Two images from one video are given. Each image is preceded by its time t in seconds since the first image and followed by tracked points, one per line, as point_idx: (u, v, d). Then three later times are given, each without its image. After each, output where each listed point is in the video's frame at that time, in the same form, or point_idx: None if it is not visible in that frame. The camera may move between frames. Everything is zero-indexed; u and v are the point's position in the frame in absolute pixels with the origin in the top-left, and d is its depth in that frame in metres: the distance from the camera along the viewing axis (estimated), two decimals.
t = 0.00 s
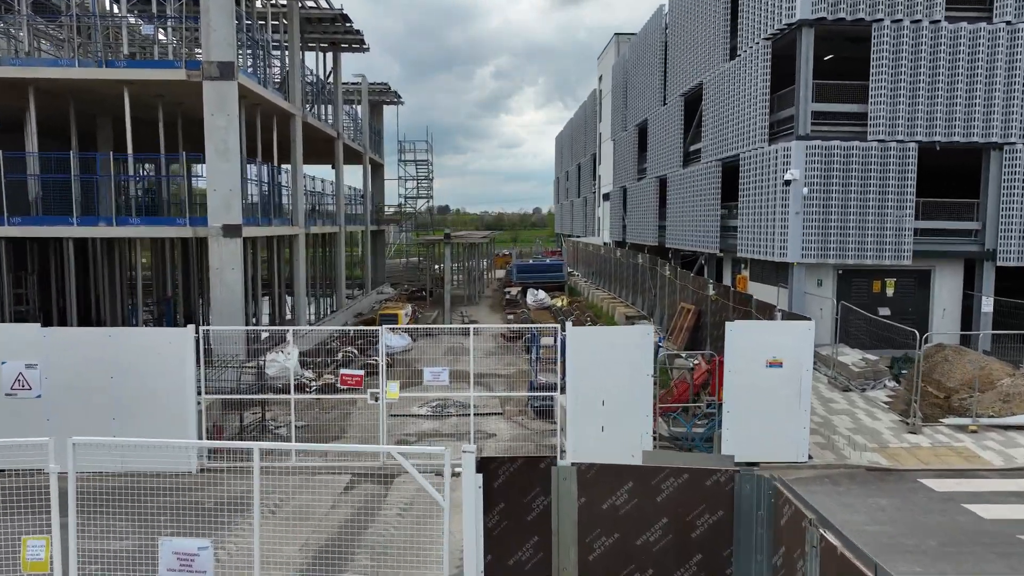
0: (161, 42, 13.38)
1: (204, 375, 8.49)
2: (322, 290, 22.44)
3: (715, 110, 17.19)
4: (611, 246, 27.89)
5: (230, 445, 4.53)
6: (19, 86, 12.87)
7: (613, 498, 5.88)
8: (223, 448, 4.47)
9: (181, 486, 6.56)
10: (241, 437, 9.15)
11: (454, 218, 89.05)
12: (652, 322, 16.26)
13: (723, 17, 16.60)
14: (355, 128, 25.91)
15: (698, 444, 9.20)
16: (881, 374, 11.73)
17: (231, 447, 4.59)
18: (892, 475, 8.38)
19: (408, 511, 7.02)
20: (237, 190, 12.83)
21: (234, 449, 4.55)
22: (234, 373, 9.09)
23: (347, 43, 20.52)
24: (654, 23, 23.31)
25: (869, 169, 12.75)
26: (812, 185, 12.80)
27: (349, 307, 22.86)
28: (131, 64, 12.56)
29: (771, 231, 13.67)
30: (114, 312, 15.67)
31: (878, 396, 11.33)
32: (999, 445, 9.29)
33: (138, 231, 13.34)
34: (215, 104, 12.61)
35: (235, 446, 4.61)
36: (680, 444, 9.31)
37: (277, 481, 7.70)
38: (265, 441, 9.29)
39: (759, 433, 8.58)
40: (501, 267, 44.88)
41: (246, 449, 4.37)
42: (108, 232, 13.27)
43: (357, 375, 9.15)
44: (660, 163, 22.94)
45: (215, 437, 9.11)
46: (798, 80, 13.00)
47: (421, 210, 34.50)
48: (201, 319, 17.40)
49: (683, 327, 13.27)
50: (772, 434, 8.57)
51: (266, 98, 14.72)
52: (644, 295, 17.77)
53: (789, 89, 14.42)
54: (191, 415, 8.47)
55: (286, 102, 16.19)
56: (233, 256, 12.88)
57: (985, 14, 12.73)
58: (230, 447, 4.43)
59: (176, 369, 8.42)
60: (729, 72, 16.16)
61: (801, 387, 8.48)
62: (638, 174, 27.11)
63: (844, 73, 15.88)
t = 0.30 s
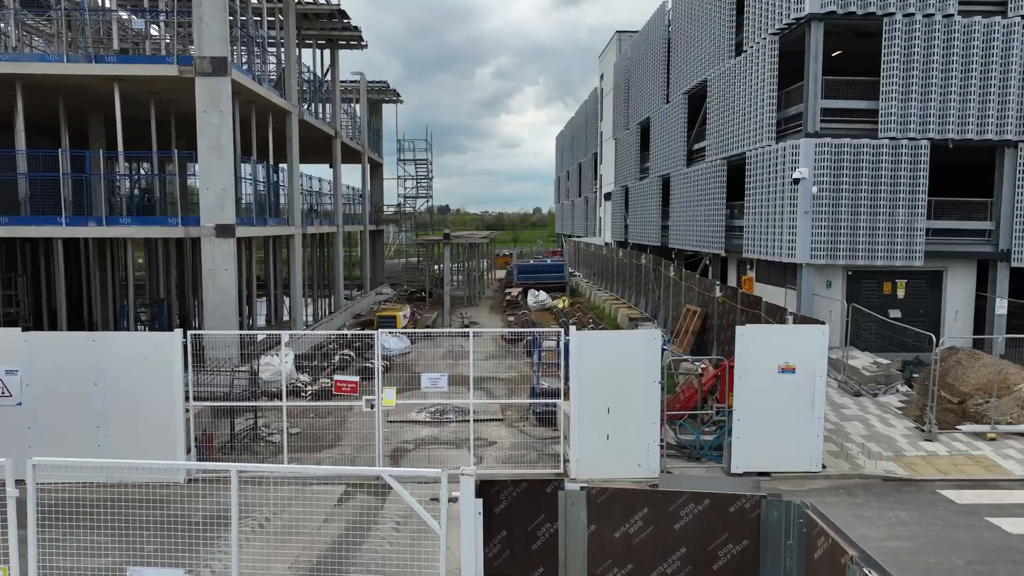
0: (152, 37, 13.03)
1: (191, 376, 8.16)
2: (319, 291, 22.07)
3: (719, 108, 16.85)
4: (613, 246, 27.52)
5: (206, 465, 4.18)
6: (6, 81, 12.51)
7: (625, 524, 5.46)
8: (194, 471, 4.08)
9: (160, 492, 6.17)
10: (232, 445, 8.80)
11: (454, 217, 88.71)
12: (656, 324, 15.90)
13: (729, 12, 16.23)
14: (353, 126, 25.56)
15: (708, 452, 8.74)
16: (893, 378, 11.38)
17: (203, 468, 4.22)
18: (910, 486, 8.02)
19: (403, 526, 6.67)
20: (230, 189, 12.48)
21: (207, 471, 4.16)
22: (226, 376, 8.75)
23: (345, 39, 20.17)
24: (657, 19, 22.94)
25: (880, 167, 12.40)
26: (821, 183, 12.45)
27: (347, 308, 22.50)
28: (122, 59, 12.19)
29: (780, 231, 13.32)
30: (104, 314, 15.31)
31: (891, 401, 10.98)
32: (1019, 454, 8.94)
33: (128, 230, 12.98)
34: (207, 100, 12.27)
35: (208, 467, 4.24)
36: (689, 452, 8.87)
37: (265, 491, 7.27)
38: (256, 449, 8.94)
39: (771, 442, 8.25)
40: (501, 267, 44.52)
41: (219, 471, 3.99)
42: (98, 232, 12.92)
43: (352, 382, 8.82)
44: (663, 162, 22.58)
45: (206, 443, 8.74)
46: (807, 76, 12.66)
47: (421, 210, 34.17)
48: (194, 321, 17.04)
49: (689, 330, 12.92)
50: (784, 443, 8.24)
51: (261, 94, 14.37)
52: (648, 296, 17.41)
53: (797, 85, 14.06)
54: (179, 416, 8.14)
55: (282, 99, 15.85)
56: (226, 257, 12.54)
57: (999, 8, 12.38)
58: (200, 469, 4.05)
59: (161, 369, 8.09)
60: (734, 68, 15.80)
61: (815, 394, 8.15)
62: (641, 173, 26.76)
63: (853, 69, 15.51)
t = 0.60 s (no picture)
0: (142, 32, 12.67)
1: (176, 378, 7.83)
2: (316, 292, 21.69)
3: (724, 106, 16.52)
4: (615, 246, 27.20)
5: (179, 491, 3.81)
6: None
7: (640, 557, 4.61)
8: (160, 498, 3.69)
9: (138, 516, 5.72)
10: (220, 453, 8.43)
11: (454, 217, 88.40)
12: (660, 326, 15.54)
13: (734, 8, 15.89)
14: (352, 125, 25.28)
15: (716, 462, 8.37)
16: (906, 383, 11.03)
17: (172, 493, 3.84)
18: (929, 498, 7.66)
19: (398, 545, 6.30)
20: (222, 187, 12.14)
21: (175, 497, 3.77)
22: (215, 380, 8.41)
23: (342, 36, 19.84)
24: (659, 16, 22.59)
25: (890, 165, 12.05)
26: (831, 182, 12.10)
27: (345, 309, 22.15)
28: (111, 54, 11.82)
29: (787, 231, 12.96)
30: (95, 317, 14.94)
31: (904, 407, 10.62)
32: None
33: (118, 231, 12.62)
34: (199, 96, 11.93)
35: (181, 492, 3.87)
36: (697, 461, 8.51)
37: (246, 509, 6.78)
38: (246, 458, 8.57)
39: (782, 451, 7.91)
40: (501, 267, 44.14)
41: (189, 497, 3.61)
42: (87, 232, 12.55)
43: (346, 390, 8.10)
44: (665, 161, 22.24)
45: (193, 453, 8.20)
46: (816, 71, 12.33)
47: (420, 210, 33.83)
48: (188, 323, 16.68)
49: (694, 333, 12.58)
50: (796, 452, 7.90)
51: (256, 91, 14.03)
52: (651, 297, 17.07)
53: (805, 82, 13.71)
54: (165, 420, 7.81)
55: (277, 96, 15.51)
56: (219, 258, 12.19)
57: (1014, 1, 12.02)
58: (167, 496, 3.66)
59: (144, 372, 7.74)
60: (740, 65, 15.46)
61: (828, 401, 7.82)
62: (643, 172, 26.42)
63: (861, 65, 15.16)
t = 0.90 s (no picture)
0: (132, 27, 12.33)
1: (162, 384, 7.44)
2: (313, 293, 21.34)
3: (728, 103, 16.19)
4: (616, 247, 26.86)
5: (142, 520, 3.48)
6: None
7: None
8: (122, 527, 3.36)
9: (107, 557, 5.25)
10: (209, 462, 8.08)
11: (454, 218, 88.11)
12: (663, 328, 15.20)
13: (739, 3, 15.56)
14: (350, 124, 24.96)
15: (725, 472, 8.03)
16: (918, 388, 10.69)
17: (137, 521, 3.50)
18: (949, 510, 7.32)
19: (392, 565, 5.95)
20: (214, 185, 11.80)
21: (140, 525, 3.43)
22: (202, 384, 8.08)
23: (340, 33, 19.51)
24: (662, 13, 22.28)
25: (902, 163, 11.71)
26: (840, 181, 11.77)
27: (343, 310, 21.80)
28: (99, 49, 11.46)
29: (795, 231, 12.63)
30: (85, 319, 14.59)
31: (918, 413, 10.28)
32: None
33: (107, 231, 12.25)
34: (190, 92, 11.59)
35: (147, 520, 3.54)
36: (705, 470, 8.18)
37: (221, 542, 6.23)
38: (235, 467, 8.23)
39: (794, 462, 7.57)
40: (501, 267, 43.76)
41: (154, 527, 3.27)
42: (74, 232, 12.17)
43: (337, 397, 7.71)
44: (668, 160, 21.92)
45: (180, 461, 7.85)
46: (824, 67, 12.00)
47: (420, 209, 33.52)
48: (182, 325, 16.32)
49: (700, 337, 12.26)
50: (808, 462, 7.57)
51: (251, 87, 13.70)
52: (654, 299, 16.74)
53: (812, 78, 13.39)
54: (149, 427, 7.40)
55: (272, 93, 15.18)
56: (211, 259, 11.86)
57: None
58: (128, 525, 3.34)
59: (127, 377, 7.34)
60: (745, 61, 15.12)
61: (842, 409, 7.50)
62: (645, 171, 26.09)
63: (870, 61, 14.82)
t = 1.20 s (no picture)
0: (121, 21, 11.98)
1: (144, 391, 7.10)
2: (310, 294, 21.02)
3: (733, 100, 15.86)
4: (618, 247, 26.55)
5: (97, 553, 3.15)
6: None
7: None
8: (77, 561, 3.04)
9: None
10: (197, 470, 7.76)
11: (454, 217, 87.85)
12: (667, 331, 14.85)
13: None
14: (347, 123, 24.66)
15: (735, 483, 7.68)
16: (932, 394, 10.35)
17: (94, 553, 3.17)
18: (970, 525, 6.97)
19: None
20: (205, 184, 11.46)
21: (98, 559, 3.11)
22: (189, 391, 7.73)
23: (337, 29, 19.19)
24: (664, 10, 21.95)
25: (913, 161, 11.37)
26: (850, 180, 11.44)
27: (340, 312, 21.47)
28: (85, 43, 11.09)
29: (803, 232, 12.29)
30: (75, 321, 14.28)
31: (932, 420, 9.92)
32: None
33: (95, 231, 11.91)
34: (180, 88, 11.24)
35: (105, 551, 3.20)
36: (714, 481, 7.82)
37: None
38: (222, 478, 7.89)
39: (808, 473, 7.23)
40: (501, 268, 43.38)
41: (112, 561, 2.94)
42: (61, 232, 11.83)
43: (329, 405, 7.40)
44: (670, 159, 21.58)
45: (167, 471, 7.54)
46: (834, 63, 11.68)
47: (419, 209, 33.21)
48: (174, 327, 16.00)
49: (706, 340, 11.92)
50: (823, 474, 7.23)
51: (245, 84, 13.37)
52: (656, 301, 16.39)
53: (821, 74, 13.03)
54: (130, 437, 7.05)
55: (267, 90, 14.84)
56: (202, 261, 11.51)
57: None
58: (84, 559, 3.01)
59: (106, 384, 7.00)
60: (751, 58, 14.79)
61: (858, 417, 7.17)
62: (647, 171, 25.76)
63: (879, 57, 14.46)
